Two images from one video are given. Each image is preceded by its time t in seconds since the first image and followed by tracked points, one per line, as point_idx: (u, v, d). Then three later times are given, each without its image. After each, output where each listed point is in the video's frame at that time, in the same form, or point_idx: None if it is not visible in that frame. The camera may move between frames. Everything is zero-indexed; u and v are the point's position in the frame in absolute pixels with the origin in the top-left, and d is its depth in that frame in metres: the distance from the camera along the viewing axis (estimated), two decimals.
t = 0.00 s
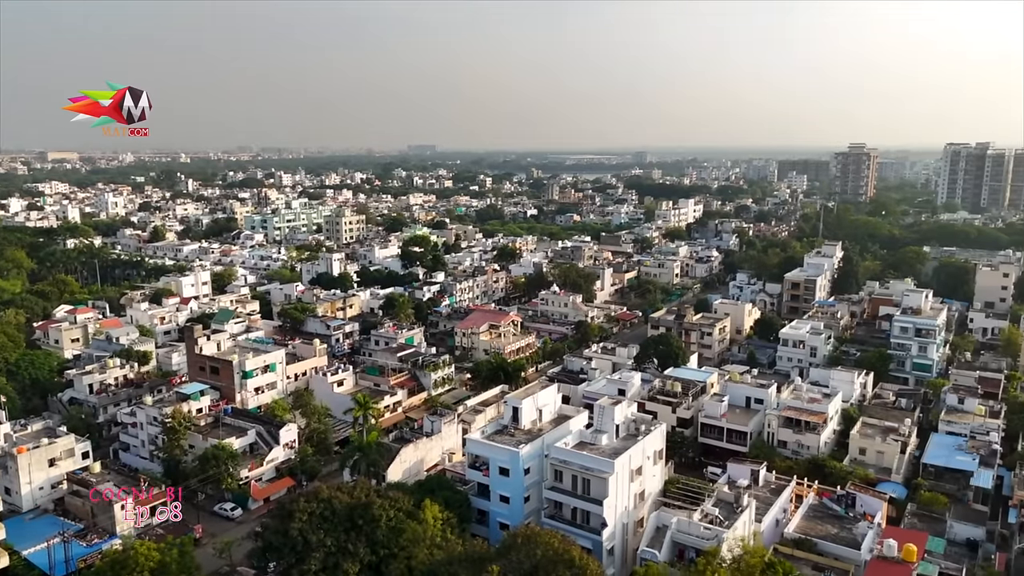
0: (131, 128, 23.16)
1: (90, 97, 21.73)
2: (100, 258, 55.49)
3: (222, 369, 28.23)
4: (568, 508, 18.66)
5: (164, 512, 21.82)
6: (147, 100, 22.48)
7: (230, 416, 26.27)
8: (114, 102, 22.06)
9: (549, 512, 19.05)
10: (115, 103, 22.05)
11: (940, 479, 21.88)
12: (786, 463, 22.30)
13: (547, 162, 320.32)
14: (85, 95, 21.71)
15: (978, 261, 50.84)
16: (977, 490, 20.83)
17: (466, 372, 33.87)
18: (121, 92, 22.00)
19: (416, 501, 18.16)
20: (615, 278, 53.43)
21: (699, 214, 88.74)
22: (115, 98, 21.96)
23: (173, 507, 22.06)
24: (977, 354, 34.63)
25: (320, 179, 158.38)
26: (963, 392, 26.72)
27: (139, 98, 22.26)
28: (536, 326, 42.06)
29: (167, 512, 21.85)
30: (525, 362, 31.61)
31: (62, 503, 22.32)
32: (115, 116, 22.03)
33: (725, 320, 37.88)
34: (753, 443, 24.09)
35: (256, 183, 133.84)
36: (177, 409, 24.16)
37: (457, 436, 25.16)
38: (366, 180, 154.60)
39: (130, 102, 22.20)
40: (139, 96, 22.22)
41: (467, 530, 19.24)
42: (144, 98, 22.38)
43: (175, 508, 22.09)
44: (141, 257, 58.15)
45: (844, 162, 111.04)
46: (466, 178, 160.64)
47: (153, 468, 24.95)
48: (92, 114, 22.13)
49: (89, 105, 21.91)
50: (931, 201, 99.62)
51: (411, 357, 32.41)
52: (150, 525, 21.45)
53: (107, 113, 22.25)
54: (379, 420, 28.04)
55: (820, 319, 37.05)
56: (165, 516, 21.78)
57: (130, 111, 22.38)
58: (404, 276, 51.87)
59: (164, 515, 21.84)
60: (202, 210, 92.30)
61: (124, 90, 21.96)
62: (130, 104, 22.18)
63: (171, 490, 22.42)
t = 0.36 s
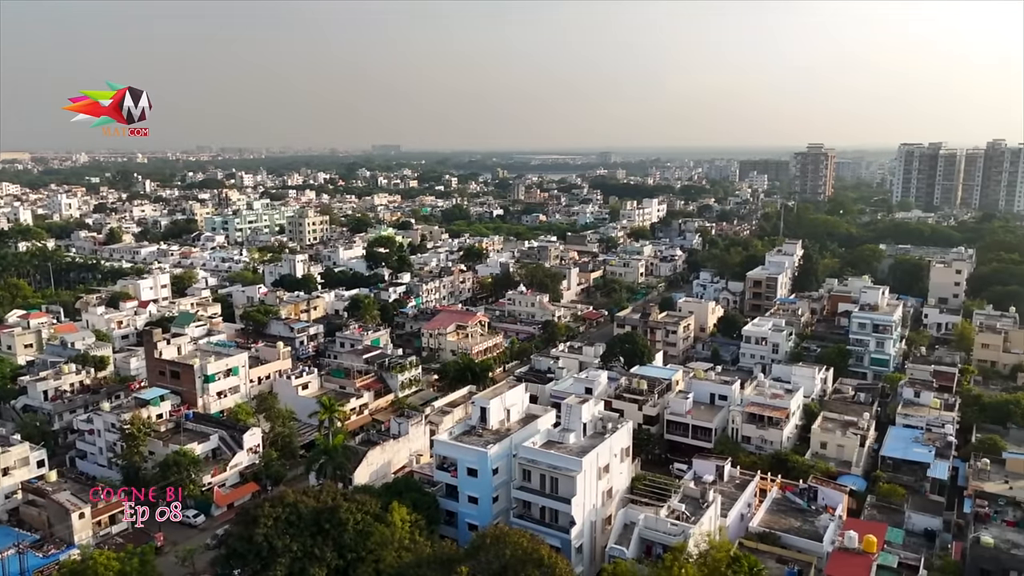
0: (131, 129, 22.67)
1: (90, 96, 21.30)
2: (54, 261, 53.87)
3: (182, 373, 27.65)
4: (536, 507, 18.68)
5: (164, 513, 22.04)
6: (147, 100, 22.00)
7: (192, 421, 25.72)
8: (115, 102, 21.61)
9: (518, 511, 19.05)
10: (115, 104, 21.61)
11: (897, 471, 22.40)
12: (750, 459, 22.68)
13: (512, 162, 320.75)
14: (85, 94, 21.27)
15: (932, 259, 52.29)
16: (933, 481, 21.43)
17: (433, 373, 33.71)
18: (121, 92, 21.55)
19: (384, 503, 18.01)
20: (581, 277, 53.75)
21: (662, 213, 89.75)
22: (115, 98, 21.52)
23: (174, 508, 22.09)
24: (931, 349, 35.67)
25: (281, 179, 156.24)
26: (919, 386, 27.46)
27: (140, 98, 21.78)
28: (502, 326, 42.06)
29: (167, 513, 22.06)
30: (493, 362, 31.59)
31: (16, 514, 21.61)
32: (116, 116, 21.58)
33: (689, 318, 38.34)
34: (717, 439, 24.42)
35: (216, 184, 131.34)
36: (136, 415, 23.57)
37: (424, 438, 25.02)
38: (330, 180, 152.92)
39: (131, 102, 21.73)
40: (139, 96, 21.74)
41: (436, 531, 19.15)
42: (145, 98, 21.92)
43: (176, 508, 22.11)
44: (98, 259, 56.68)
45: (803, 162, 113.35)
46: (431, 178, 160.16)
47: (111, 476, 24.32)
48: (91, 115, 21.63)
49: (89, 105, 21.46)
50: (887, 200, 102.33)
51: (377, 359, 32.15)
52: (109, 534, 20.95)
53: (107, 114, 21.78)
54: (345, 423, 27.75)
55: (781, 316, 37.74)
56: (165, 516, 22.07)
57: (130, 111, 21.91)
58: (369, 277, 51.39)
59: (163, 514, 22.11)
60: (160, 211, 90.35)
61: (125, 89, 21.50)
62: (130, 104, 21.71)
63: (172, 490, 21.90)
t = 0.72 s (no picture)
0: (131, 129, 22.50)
1: (90, 96, 21.14)
2: (41, 262, 53.37)
3: (171, 374, 27.47)
4: (527, 507, 18.67)
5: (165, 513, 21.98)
6: (147, 100, 21.85)
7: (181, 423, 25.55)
8: (114, 102, 21.46)
9: (509, 511, 19.05)
10: (115, 103, 21.44)
11: (885, 469, 22.56)
12: (741, 457, 22.77)
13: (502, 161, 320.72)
14: (85, 94, 21.11)
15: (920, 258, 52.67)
16: (922, 479, 21.58)
17: (424, 373, 33.66)
18: (121, 92, 21.40)
19: (375, 504, 17.95)
20: (572, 277, 53.81)
21: (652, 213, 90.01)
22: (116, 98, 21.36)
23: (174, 508, 21.97)
24: (919, 347, 35.88)
25: (270, 179, 155.57)
26: (907, 384, 27.66)
27: (140, 98, 21.64)
28: (493, 326, 42.03)
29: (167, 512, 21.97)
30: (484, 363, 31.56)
31: (3, 517, 21.39)
32: (116, 116, 21.43)
33: (679, 317, 38.40)
34: (708, 438, 24.47)
35: (204, 184, 130.61)
36: (125, 416, 23.37)
37: (415, 438, 24.96)
38: (320, 180, 152.54)
39: (131, 102, 21.57)
40: (139, 96, 21.59)
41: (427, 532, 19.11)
42: (145, 98, 21.77)
43: (176, 508, 21.97)
44: (85, 261, 56.22)
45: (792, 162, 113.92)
46: (421, 178, 159.99)
47: (100, 478, 24.13)
48: (91, 114, 21.45)
49: (89, 105, 21.29)
50: (875, 199, 103.09)
51: (368, 360, 32.06)
52: (98, 537, 20.83)
53: (107, 114, 21.62)
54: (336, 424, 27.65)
55: (771, 315, 37.89)
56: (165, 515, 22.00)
57: (130, 111, 21.75)
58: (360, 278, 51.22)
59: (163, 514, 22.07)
60: (148, 211, 89.76)
61: (125, 89, 21.35)
62: (130, 104, 21.55)
63: (171, 491, 21.89)
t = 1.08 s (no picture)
0: (130, 129, 22.48)
1: (90, 96, 21.12)
2: (40, 262, 53.34)
3: (170, 375, 27.46)
4: (527, 507, 18.65)
5: (165, 512, 22.00)
6: (147, 100, 21.85)
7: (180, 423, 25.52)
8: (114, 102, 21.44)
9: (508, 511, 19.05)
10: (115, 103, 21.42)
11: (885, 469, 22.57)
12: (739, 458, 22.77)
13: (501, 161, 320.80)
14: (85, 95, 21.09)
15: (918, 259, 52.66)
16: (921, 479, 21.60)
17: (422, 373, 33.67)
18: (121, 92, 21.38)
19: (374, 504, 17.95)
20: (571, 278, 53.83)
21: (652, 213, 90.08)
22: (116, 98, 21.34)
23: (173, 508, 21.94)
24: (918, 347, 35.88)
25: (269, 179, 155.60)
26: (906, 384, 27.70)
27: (140, 98, 21.63)
28: (492, 326, 42.02)
29: (168, 511, 21.96)
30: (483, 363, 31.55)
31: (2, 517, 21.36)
32: (116, 117, 21.41)
33: (679, 317, 38.41)
34: (707, 438, 24.48)
35: (203, 184, 130.63)
36: (123, 416, 23.33)
37: (414, 438, 24.95)
38: (319, 180, 152.65)
39: (131, 102, 21.56)
40: (139, 96, 21.58)
41: (427, 532, 19.12)
42: (145, 98, 21.77)
43: (176, 508, 21.95)
44: (84, 261, 56.19)
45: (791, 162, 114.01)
46: (420, 177, 160.09)
47: (98, 479, 24.11)
48: (91, 114, 21.43)
49: (89, 105, 21.27)
50: (874, 199, 103.11)
51: (367, 360, 32.06)
52: (96, 537, 20.77)
53: (107, 114, 21.60)
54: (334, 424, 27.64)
55: (770, 315, 37.91)
56: (165, 515, 22.02)
57: (130, 111, 21.74)
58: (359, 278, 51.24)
59: (163, 515, 22.05)
60: (147, 211, 89.76)
61: (125, 89, 21.34)
62: (130, 104, 21.55)
63: (170, 491, 21.84)
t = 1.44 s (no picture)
0: (130, 129, 22.48)
1: (90, 96, 21.12)
2: (40, 262, 53.34)
3: (170, 375, 27.46)
4: (527, 507, 18.65)
5: (165, 512, 22.01)
6: (147, 100, 21.85)
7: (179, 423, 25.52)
8: (115, 102, 21.44)
9: (508, 511, 19.06)
10: (115, 103, 21.42)
11: (885, 469, 22.57)
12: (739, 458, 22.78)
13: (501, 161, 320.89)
14: (85, 95, 21.08)
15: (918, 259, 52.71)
16: (921, 479, 21.60)
17: (422, 373, 33.68)
18: (121, 92, 21.38)
19: (375, 504, 17.95)
20: (571, 277, 53.87)
21: (652, 213, 90.13)
22: (116, 98, 21.34)
23: (173, 508, 21.95)
24: (918, 347, 35.89)
25: (270, 179, 155.68)
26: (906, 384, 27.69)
27: (140, 98, 21.62)
28: (492, 326, 42.02)
29: (168, 511, 21.97)
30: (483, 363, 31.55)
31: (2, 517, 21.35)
32: (116, 117, 21.42)
33: (679, 317, 38.40)
34: (707, 438, 24.47)
35: (203, 184, 130.69)
36: (123, 417, 23.33)
37: (414, 438, 24.95)
38: (319, 180, 152.76)
39: (131, 102, 21.56)
40: (139, 96, 21.58)
41: (427, 532, 19.13)
42: (145, 98, 21.77)
43: (176, 508, 21.96)
44: (84, 261, 56.21)
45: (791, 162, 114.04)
46: (420, 177, 160.23)
47: (98, 479, 24.11)
48: (91, 114, 21.42)
49: (89, 105, 21.26)
50: (874, 199, 103.14)
51: (367, 360, 32.06)
52: (96, 537, 20.78)
53: (106, 114, 21.59)
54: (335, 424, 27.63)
55: (770, 315, 37.95)
56: (165, 515, 22.02)
57: (130, 111, 21.74)
58: (359, 278, 51.22)
59: (163, 515, 22.05)
60: (147, 211, 89.79)
61: (125, 90, 21.33)
62: (130, 104, 21.55)
63: (170, 491, 21.84)
